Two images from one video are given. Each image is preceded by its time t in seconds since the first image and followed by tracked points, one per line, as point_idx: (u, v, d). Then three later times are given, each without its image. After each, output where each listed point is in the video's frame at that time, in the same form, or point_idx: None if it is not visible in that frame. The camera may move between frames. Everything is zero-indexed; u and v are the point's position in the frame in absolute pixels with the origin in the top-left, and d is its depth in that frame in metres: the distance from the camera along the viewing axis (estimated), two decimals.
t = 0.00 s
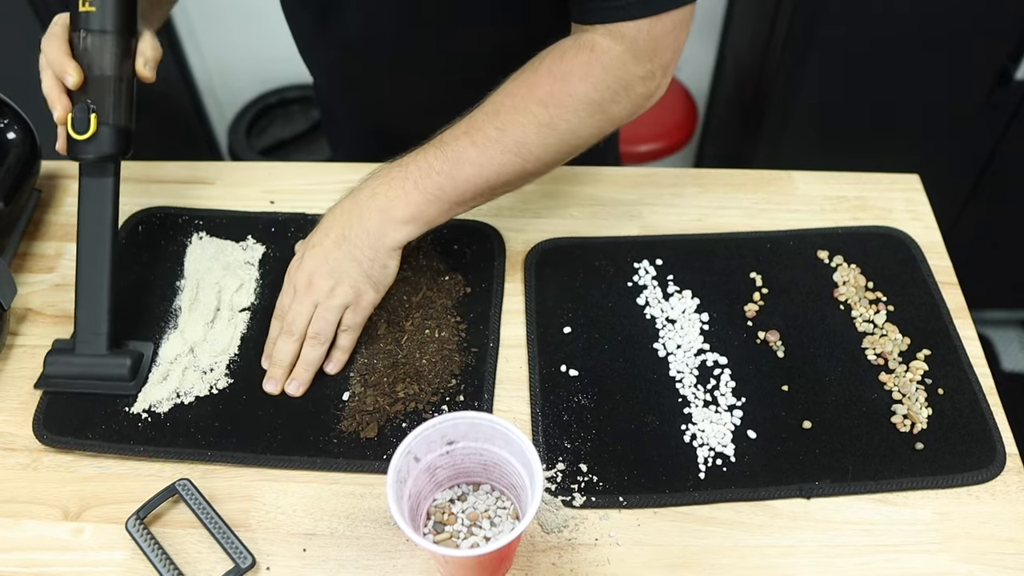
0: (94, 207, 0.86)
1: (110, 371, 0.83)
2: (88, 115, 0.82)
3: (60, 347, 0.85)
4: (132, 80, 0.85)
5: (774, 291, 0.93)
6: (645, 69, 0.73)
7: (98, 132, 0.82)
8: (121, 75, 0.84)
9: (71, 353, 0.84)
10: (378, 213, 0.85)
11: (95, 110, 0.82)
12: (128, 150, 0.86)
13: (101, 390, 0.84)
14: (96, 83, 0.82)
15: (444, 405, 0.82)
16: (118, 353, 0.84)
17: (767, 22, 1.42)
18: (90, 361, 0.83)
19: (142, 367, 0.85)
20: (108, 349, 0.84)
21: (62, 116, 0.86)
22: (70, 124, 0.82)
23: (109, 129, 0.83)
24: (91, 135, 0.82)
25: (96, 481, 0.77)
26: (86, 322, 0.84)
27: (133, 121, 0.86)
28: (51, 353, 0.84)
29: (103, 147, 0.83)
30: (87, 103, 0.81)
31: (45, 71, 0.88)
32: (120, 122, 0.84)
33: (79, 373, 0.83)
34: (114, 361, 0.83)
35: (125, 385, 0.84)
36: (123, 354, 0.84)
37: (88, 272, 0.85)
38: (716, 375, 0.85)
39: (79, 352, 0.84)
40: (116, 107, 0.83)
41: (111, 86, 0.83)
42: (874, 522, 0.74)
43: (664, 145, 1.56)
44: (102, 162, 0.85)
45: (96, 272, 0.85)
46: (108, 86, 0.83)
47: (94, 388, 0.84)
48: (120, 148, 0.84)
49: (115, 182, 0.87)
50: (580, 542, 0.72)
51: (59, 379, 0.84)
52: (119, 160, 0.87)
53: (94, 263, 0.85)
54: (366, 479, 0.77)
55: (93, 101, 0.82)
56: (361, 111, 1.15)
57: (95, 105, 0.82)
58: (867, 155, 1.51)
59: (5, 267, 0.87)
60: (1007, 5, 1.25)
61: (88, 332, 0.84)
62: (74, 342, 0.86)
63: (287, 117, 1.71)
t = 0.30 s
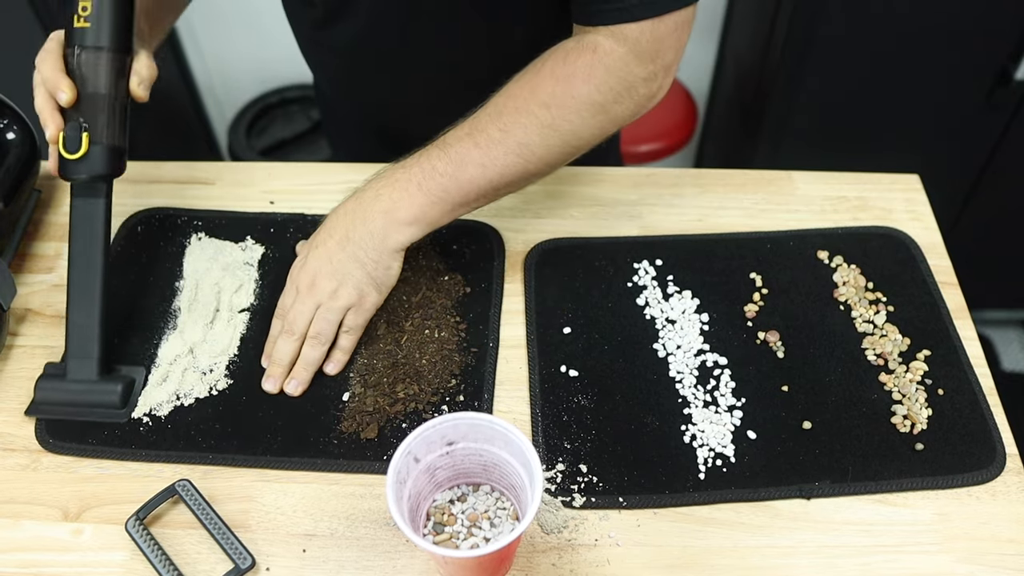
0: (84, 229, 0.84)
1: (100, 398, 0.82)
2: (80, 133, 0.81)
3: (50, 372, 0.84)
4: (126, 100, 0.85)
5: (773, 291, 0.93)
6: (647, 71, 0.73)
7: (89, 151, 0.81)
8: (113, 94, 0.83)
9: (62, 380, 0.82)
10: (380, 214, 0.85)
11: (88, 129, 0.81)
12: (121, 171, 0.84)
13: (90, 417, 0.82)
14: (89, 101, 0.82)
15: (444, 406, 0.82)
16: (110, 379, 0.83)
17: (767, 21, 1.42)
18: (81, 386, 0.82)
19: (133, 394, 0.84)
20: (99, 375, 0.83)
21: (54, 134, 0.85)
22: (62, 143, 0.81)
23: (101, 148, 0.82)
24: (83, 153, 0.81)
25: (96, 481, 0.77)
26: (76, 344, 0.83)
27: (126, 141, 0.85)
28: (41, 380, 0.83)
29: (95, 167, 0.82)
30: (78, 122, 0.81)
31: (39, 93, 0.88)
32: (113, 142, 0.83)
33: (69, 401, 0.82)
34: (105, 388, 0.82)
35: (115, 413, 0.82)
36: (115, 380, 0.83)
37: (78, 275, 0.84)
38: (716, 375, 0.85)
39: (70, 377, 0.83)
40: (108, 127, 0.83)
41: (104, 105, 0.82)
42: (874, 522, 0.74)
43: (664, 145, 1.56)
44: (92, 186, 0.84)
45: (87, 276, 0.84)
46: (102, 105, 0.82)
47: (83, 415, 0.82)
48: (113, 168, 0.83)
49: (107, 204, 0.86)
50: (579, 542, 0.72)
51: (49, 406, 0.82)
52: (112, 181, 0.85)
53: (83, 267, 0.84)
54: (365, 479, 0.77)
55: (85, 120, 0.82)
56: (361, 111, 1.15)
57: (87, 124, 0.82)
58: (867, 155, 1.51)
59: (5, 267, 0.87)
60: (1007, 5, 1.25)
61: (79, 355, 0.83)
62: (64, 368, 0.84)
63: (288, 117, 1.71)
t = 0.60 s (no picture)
0: (109, 176, 0.90)
1: (124, 336, 0.87)
2: (101, 88, 0.85)
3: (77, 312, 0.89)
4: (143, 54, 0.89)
5: (773, 291, 0.93)
6: (645, 70, 0.73)
7: (112, 104, 0.86)
8: (131, 50, 0.87)
9: (88, 320, 0.88)
10: (379, 214, 0.85)
11: (109, 83, 0.86)
12: (141, 122, 0.89)
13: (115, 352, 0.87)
14: (109, 58, 0.86)
15: (444, 405, 0.82)
16: (133, 318, 0.88)
17: (767, 21, 1.42)
18: (106, 324, 0.87)
19: (156, 332, 0.89)
20: (123, 314, 0.88)
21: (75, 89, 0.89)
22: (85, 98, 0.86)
23: (122, 101, 0.86)
24: (105, 106, 0.85)
25: (96, 481, 0.77)
26: (103, 289, 0.88)
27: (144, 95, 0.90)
28: (68, 319, 0.88)
29: (117, 119, 0.86)
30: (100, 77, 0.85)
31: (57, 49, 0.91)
32: (132, 95, 0.87)
33: (96, 338, 0.87)
34: (129, 326, 0.87)
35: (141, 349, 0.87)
36: (138, 319, 0.88)
37: (103, 236, 0.89)
38: (716, 375, 0.85)
39: (97, 317, 0.88)
40: (128, 81, 0.87)
41: (124, 61, 0.86)
42: (874, 522, 0.74)
43: (664, 145, 1.56)
44: (115, 136, 0.89)
45: (112, 235, 0.89)
46: (122, 60, 0.86)
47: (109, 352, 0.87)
48: (133, 119, 0.87)
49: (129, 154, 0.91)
50: (579, 543, 0.72)
51: (77, 345, 0.87)
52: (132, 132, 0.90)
53: (109, 225, 0.89)
54: (365, 479, 0.77)
55: (105, 75, 0.86)
56: (361, 111, 1.16)
57: (109, 78, 0.86)
58: (867, 154, 1.51)
59: (5, 268, 0.87)
60: (1007, 5, 1.25)
61: (104, 298, 0.88)
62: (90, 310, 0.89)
63: (287, 117, 1.71)
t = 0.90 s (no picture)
0: (103, 192, 0.88)
1: (117, 351, 0.86)
2: (98, 95, 0.85)
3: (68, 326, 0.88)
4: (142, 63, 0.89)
5: (773, 291, 0.93)
6: (650, 72, 0.73)
7: (108, 112, 0.85)
8: (130, 58, 0.87)
9: (81, 333, 0.86)
10: (382, 216, 0.85)
11: (106, 91, 0.85)
12: (138, 132, 0.88)
13: (106, 367, 0.86)
14: (107, 66, 0.86)
15: (444, 405, 0.82)
16: (127, 332, 0.86)
17: (767, 21, 1.42)
18: (98, 338, 0.86)
19: (149, 347, 0.88)
20: (116, 329, 0.87)
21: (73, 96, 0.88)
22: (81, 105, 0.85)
23: (118, 109, 0.86)
24: (101, 114, 0.85)
25: (96, 481, 0.77)
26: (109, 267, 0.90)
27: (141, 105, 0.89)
28: (61, 333, 0.87)
29: (112, 127, 0.86)
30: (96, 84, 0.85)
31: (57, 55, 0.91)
32: (128, 103, 0.87)
33: (88, 353, 0.86)
34: (122, 341, 0.86)
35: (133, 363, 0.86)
36: (131, 333, 0.87)
37: (98, 217, 0.88)
38: (717, 375, 0.85)
39: (90, 330, 0.86)
40: (124, 90, 0.86)
41: (122, 68, 0.86)
42: (874, 522, 0.74)
43: (664, 144, 1.56)
44: (110, 143, 0.88)
45: (107, 216, 0.88)
46: (120, 68, 0.86)
47: (101, 366, 0.86)
48: (130, 128, 0.87)
49: (125, 164, 0.90)
50: (580, 542, 0.72)
51: (70, 358, 0.86)
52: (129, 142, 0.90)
53: (105, 208, 0.88)
54: (365, 479, 0.77)
55: (103, 84, 0.85)
56: (361, 111, 1.16)
57: (106, 86, 0.85)
58: (867, 155, 1.51)
59: (5, 268, 0.87)
60: (1007, 5, 1.25)
61: (98, 310, 0.87)
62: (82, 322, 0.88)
63: (287, 117, 1.71)
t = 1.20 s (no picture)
0: (118, 143, 0.92)
1: (136, 296, 0.91)
2: (110, 52, 0.87)
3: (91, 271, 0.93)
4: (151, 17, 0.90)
5: (774, 291, 0.93)
6: (646, 68, 0.73)
7: (119, 68, 0.87)
8: (138, 14, 0.88)
9: (102, 279, 0.91)
10: (379, 214, 0.85)
11: (117, 48, 0.87)
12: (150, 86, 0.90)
13: (128, 313, 0.91)
14: (117, 24, 0.87)
15: (444, 405, 0.82)
16: (145, 278, 0.91)
17: (767, 21, 1.42)
18: (118, 284, 0.91)
19: (166, 292, 0.93)
20: (135, 274, 0.91)
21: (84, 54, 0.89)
22: (94, 61, 0.87)
23: (129, 66, 0.88)
24: (112, 71, 0.87)
25: (96, 481, 0.77)
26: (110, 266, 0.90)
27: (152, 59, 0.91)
28: (83, 279, 0.91)
29: (124, 82, 0.88)
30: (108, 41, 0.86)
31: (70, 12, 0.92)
32: (139, 58, 0.88)
33: (109, 297, 0.91)
34: (141, 286, 0.91)
35: (151, 308, 0.91)
36: (149, 278, 0.91)
37: (112, 192, 0.92)
38: (716, 375, 0.85)
39: (110, 277, 0.91)
40: (134, 45, 0.88)
41: (131, 24, 0.88)
42: (874, 522, 0.74)
43: (664, 144, 1.56)
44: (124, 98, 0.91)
45: (122, 193, 0.92)
46: (129, 24, 0.87)
47: (121, 311, 0.91)
48: (141, 83, 0.89)
49: (138, 117, 0.92)
50: (579, 543, 0.72)
51: (92, 303, 0.91)
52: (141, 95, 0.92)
53: (120, 181, 0.92)
54: (365, 479, 0.77)
55: (114, 40, 0.87)
56: (361, 111, 1.16)
57: (117, 42, 0.87)
58: (866, 155, 1.51)
59: (5, 267, 0.87)
60: (1007, 4, 1.25)
61: (117, 257, 0.92)
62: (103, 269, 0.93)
63: (288, 117, 1.71)
